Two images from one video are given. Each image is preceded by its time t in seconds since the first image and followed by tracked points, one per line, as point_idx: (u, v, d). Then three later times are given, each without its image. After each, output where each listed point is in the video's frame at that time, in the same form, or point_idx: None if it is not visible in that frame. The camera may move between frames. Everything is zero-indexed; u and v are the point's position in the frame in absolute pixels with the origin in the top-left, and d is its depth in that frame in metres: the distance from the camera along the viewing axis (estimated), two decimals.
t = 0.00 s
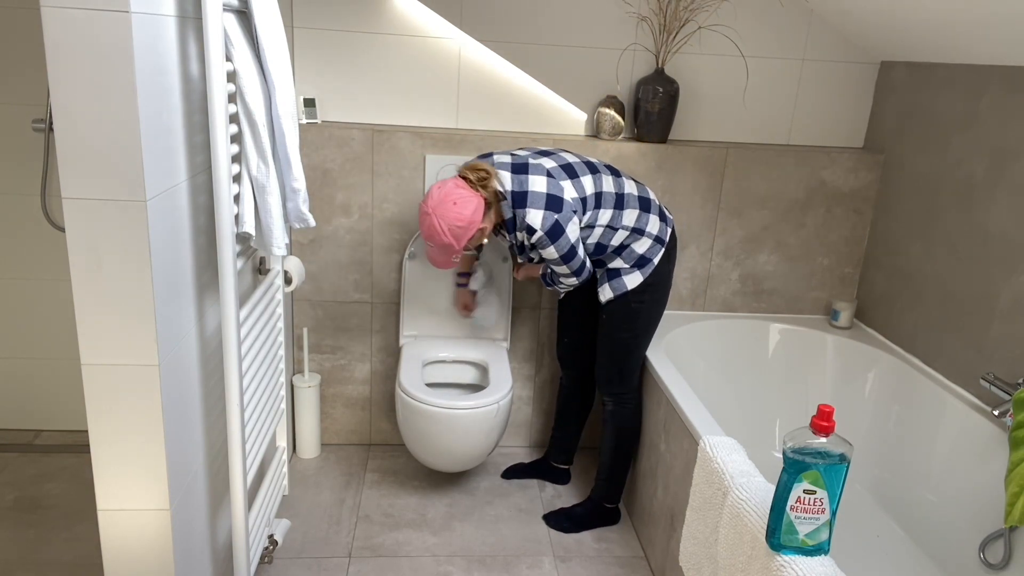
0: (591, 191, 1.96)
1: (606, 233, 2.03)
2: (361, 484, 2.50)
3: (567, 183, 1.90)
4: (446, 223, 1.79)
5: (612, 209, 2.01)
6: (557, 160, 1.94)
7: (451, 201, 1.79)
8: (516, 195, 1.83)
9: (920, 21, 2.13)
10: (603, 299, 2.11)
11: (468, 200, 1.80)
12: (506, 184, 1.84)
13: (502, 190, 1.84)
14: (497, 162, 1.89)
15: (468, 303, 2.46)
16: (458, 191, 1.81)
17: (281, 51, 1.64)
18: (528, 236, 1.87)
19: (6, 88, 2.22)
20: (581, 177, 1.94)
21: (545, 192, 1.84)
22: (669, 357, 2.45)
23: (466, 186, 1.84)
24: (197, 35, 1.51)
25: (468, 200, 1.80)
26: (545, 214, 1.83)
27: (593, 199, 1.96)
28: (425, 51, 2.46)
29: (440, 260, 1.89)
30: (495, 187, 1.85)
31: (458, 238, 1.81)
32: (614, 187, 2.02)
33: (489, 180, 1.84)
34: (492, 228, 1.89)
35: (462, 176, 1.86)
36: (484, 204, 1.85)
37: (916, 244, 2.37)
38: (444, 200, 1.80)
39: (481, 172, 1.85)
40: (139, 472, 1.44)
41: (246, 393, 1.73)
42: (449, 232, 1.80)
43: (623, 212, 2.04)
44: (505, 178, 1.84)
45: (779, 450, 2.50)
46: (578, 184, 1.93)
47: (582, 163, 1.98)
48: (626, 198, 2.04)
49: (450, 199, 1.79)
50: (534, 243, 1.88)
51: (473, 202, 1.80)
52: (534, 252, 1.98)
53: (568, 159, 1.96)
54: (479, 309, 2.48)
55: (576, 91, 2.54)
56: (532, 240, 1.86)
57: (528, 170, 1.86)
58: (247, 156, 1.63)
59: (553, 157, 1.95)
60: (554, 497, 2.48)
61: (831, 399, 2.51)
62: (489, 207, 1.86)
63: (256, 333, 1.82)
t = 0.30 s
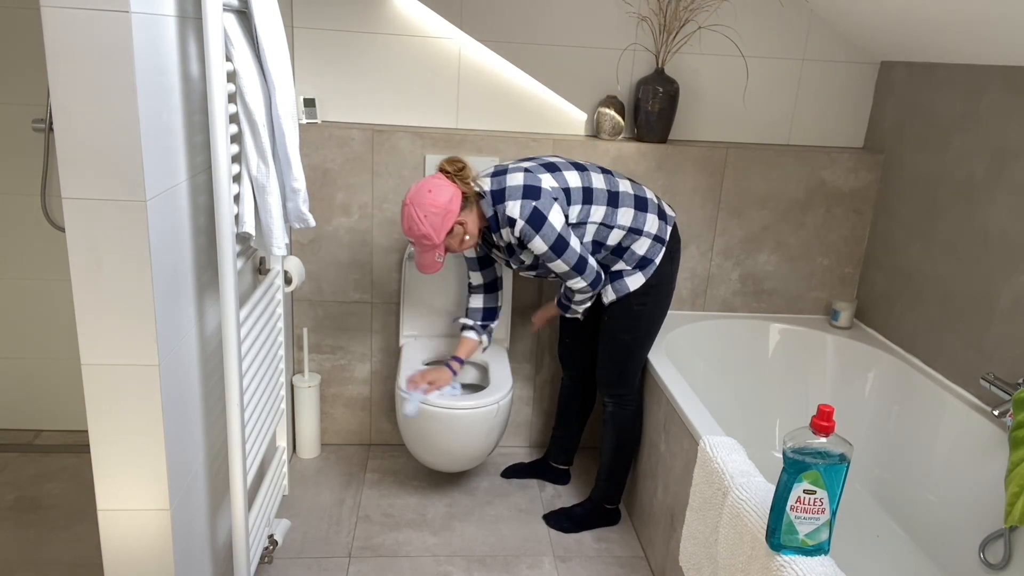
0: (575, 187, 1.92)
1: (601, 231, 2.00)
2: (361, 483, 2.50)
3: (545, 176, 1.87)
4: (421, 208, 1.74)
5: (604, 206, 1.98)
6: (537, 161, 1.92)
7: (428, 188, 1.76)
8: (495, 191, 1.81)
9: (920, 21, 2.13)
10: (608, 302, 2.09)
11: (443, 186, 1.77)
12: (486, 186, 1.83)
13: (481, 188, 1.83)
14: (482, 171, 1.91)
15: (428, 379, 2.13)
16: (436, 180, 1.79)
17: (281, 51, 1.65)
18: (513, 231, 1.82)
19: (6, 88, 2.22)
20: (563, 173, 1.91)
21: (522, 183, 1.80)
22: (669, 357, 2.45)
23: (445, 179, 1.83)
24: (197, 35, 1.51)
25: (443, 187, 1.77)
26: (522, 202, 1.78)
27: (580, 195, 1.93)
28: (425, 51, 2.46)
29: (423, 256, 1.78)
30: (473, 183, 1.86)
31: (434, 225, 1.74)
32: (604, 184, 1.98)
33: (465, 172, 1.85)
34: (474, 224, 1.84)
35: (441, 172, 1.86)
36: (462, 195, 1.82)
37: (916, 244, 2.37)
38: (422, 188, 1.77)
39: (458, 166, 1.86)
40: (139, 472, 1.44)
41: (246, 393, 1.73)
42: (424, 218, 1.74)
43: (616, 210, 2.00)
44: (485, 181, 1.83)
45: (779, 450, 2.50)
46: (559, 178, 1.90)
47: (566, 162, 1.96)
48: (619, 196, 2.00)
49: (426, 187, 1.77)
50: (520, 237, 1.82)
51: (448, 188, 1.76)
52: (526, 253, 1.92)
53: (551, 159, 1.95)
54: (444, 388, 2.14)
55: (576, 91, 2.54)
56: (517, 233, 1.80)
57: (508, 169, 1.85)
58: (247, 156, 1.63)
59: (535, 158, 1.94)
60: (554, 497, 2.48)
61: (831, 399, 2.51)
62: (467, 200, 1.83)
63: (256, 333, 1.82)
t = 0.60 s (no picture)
0: (590, 179, 1.92)
1: (605, 228, 1.99)
2: (361, 483, 2.50)
3: (563, 166, 1.87)
4: (428, 181, 1.75)
5: (613, 203, 1.97)
6: (556, 149, 1.93)
7: (439, 160, 1.76)
8: (510, 173, 1.80)
9: (920, 21, 2.13)
10: (603, 301, 2.10)
11: (454, 161, 1.77)
12: (500, 166, 1.82)
13: (496, 167, 1.82)
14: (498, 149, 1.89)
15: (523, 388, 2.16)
16: (447, 155, 1.79)
17: (281, 51, 1.65)
18: (522, 216, 1.82)
19: (6, 88, 2.22)
20: (580, 164, 1.92)
21: (539, 170, 1.81)
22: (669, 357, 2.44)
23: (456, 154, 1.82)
24: (197, 35, 1.51)
25: (454, 161, 1.77)
26: (537, 189, 1.79)
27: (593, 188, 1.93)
28: (425, 52, 2.46)
29: (427, 228, 1.81)
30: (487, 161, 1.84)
31: (440, 198, 1.75)
32: (616, 181, 1.98)
33: (480, 150, 1.83)
34: (482, 202, 1.84)
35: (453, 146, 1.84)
36: (474, 172, 1.81)
37: (916, 244, 2.37)
38: (432, 160, 1.77)
39: (473, 141, 1.84)
40: (139, 472, 1.44)
41: (246, 393, 1.73)
42: (430, 191, 1.75)
43: (624, 209, 2.00)
44: (500, 161, 1.82)
45: (779, 449, 2.50)
46: (576, 169, 1.90)
47: (584, 154, 1.96)
48: (628, 196, 2.00)
49: (437, 159, 1.76)
50: (528, 223, 1.82)
51: (459, 163, 1.77)
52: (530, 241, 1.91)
53: (569, 150, 1.95)
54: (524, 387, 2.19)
55: (576, 91, 2.54)
56: (526, 219, 1.81)
57: (525, 154, 1.85)
58: (247, 156, 1.63)
59: (552, 147, 1.94)
60: (554, 497, 2.48)
61: (831, 399, 2.51)
62: (479, 177, 1.82)
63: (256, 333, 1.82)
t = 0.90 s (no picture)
0: (594, 187, 1.92)
1: (614, 236, 1.99)
2: (361, 483, 2.51)
3: (565, 175, 1.87)
4: (424, 203, 1.75)
5: (620, 210, 1.96)
6: (559, 158, 1.93)
7: (433, 181, 1.76)
8: (511, 185, 1.81)
9: (919, 20, 2.13)
10: (613, 304, 2.10)
11: (448, 182, 1.76)
12: (503, 178, 1.82)
13: (495, 181, 1.82)
14: (500, 163, 1.89)
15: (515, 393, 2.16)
16: (442, 174, 1.78)
17: (280, 52, 1.65)
18: (523, 228, 1.82)
19: (6, 88, 2.22)
20: (583, 173, 1.91)
21: (540, 181, 1.81)
22: (669, 358, 2.44)
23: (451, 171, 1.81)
24: (197, 35, 1.51)
25: (448, 182, 1.76)
26: (538, 200, 1.79)
27: (598, 197, 1.92)
28: (425, 52, 2.46)
29: (432, 244, 1.84)
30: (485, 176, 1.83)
31: (439, 220, 1.76)
32: (624, 187, 1.97)
33: (473, 167, 1.81)
34: (482, 218, 1.83)
35: (448, 163, 1.83)
36: (471, 190, 1.80)
37: (916, 244, 2.37)
38: (427, 181, 1.77)
39: (465, 159, 1.82)
40: (140, 472, 1.44)
41: (246, 393, 1.73)
42: (428, 213, 1.76)
43: (633, 215, 1.99)
44: (501, 173, 1.83)
45: (779, 450, 2.50)
46: (579, 177, 1.90)
47: (587, 162, 1.96)
48: (637, 202, 1.99)
49: (432, 181, 1.76)
50: (529, 236, 1.82)
51: (452, 184, 1.76)
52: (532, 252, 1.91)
53: (572, 158, 1.95)
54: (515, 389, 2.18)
55: (576, 91, 2.54)
56: (526, 231, 1.81)
57: (527, 165, 1.85)
58: (247, 156, 1.63)
59: (557, 156, 1.94)
60: (554, 497, 2.48)
61: (831, 399, 2.51)
62: (477, 194, 1.81)
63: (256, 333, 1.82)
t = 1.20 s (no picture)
0: (587, 184, 1.91)
1: (609, 235, 1.98)
2: (361, 483, 2.50)
3: (555, 170, 1.87)
4: (416, 198, 1.77)
5: (615, 208, 1.96)
6: (554, 154, 1.93)
7: (426, 177, 1.78)
8: (501, 179, 1.82)
9: (919, 20, 2.13)
10: (614, 306, 2.10)
11: (440, 178, 1.77)
12: (494, 173, 1.84)
13: (487, 176, 1.83)
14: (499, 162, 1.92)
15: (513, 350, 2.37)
16: (437, 170, 1.80)
17: (280, 52, 1.66)
18: (509, 222, 1.82)
19: (6, 88, 2.22)
20: (576, 168, 1.91)
21: (528, 175, 1.82)
22: (669, 358, 2.45)
23: (445, 168, 1.82)
24: (197, 35, 1.51)
25: (440, 178, 1.77)
26: (521, 192, 1.79)
27: (592, 194, 1.92)
28: (425, 52, 2.46)
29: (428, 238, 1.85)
30: (479, 173, 1.84)
31: (431, 214, 1.77)
32: (620, 186, 1.97)
33: (465, 165, 1.82)
34: (474, 214, 1.84)
35: (444, 160, 1.85)
36: (462, 187, 1.82)
37: (916, 244, 2.37)
38: (421, 177, 1.79)
39: (458, 157, 1.83)
40: (140, 473, 1.44)
41: (246, 393, 1.73)
42: (420, 209, 1.78)
43: (630, 215, 1.98)
44: (493, 169, 1.85)
45: (779, 449, 2.50)
46: (570, 173, 1.90)
47: (583, 159, 1.95)
48: (635, 202, 1.99)
49: (425, 177, 1.78)
50: (514, 229, 1.81)
51: (445, 179, 1.77)
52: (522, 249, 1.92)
53: (569, 155, 1.95)
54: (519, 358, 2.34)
55: (576, 91, 2.54)
56: (511, 224, 1.81)
57: (520, 161, 1.87)
58: (247, 156, 1.63)
59: (553, 153, 1.95)
60: (554, 497, 2.48)
61: (831, 399, 2.51)
62: (469, 191, 1.82)
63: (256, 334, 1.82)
